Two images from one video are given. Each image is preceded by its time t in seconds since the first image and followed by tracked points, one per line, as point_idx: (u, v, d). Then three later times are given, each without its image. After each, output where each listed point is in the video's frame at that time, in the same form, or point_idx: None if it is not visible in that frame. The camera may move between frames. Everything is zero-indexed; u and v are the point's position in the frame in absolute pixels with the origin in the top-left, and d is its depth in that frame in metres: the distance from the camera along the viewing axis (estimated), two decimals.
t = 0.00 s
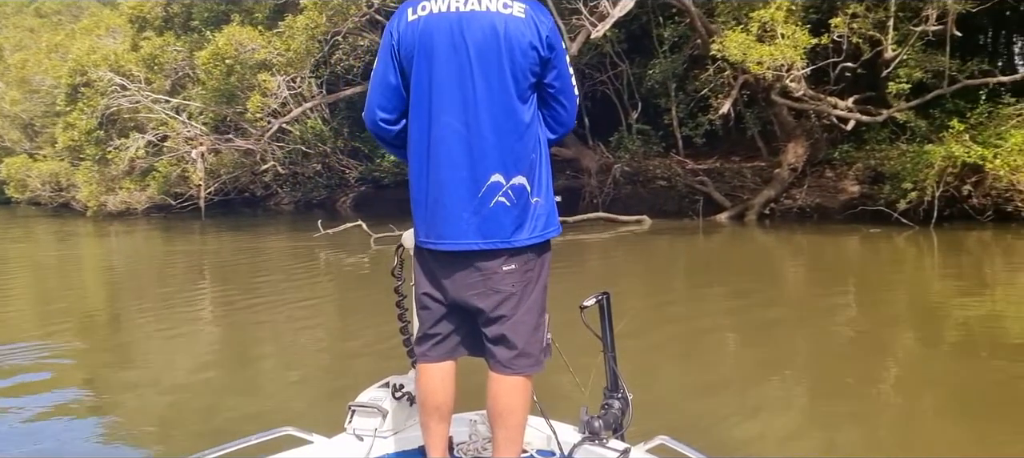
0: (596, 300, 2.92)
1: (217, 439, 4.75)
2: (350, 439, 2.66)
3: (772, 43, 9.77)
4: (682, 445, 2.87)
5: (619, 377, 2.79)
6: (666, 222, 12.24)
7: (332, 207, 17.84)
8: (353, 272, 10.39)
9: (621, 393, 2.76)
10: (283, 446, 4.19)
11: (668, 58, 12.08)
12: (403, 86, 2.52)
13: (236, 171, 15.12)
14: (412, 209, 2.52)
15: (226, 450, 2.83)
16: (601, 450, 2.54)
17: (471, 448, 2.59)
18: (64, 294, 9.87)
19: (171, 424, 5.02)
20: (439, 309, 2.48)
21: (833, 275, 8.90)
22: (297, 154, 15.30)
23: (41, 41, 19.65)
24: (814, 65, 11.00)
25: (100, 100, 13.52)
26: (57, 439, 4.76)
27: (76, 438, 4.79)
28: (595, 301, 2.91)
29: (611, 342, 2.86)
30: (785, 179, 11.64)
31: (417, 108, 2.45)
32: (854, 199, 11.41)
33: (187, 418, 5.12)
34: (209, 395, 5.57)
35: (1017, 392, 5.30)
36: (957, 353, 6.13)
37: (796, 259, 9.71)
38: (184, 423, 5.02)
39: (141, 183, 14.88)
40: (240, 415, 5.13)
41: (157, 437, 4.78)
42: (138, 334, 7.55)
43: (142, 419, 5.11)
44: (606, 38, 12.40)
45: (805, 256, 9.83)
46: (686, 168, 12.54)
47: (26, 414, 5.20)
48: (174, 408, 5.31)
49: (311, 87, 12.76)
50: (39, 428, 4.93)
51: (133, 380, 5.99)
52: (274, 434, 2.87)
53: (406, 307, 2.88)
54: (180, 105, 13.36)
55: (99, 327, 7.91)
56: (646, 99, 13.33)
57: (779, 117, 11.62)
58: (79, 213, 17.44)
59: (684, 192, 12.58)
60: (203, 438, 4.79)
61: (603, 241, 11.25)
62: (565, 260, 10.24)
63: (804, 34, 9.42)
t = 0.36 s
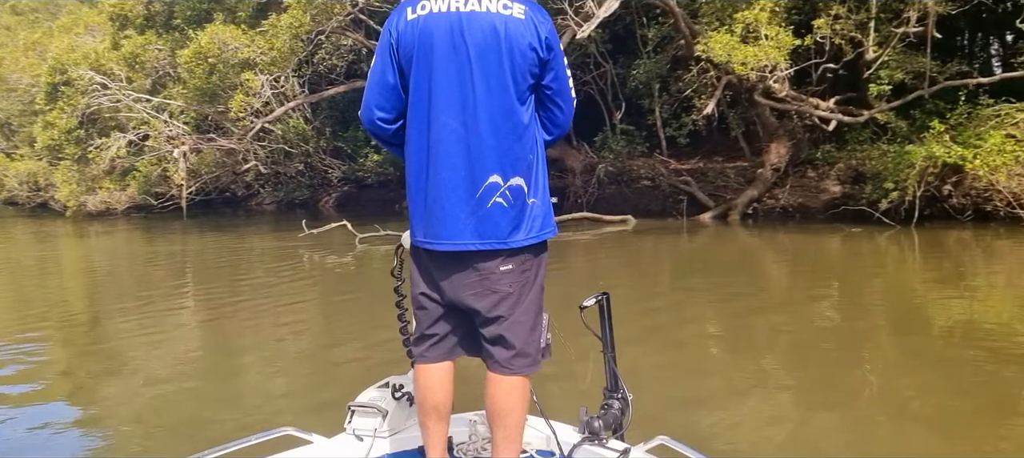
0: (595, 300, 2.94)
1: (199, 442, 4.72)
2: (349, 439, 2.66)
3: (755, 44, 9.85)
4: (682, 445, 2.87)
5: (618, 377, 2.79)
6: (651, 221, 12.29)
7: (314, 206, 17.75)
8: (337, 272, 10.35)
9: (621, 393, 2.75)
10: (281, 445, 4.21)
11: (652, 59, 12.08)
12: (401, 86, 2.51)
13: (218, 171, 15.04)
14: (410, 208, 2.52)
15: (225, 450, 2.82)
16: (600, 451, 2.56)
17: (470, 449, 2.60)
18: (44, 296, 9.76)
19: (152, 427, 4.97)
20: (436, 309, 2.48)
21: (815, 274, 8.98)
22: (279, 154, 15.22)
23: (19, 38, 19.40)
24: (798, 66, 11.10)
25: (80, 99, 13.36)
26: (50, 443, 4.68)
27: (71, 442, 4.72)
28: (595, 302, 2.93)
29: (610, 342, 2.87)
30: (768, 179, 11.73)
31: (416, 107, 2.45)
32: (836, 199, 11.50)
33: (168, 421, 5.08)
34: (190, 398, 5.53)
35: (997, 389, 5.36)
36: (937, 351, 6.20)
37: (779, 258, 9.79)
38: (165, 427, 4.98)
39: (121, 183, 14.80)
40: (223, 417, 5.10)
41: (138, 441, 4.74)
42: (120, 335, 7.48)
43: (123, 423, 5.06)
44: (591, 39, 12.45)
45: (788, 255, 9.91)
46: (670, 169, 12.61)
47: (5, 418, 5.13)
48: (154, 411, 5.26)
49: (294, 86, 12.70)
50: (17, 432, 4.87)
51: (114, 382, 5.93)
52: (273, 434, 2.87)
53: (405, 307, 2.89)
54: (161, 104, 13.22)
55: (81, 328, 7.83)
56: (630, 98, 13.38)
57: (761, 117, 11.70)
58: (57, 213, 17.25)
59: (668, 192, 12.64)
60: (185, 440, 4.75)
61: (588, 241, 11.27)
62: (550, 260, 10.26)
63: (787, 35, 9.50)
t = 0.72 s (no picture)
0: (596, 300, 2.97)
1: (182, 444, 4.68)
2: (349, 439, 2.68)
3: (739, 46, 9.93)
4: (682, 445, 2.90)
5: (618, 377, 2.82)
6: (634, 222, 12.34)
7: (295, 208, 17.65)
8: (320, 274, 10.31)
9: (621, 393, 2.76)
10: (283, 446, 4.23)
11: (634, 61, 12.13)
12: (397, 87, 2.49)
13: (198, 171, 14.89)
14: (406, 207, 2.50)
15: (225, 449, 2.84)
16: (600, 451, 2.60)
17: (468, 449, 2.62)
18: (21, 299, 9.62)
19: (133, 430, 4.93)
20: (433, 310, 2.47)
21: (796, 274, 9.07)
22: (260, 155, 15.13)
23: None
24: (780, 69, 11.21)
25: (59, 99, 13.19)
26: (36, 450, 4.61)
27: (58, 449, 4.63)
28: (595, 302, 2.96)
29: (610, 342, 2.91)
30: (750, 180, 11.82)
31: (415, 107, 2.44)
32: (817, 200, 11.62)
33: (150, 424, 5.04)
34: (172, 400, 5.48)
35: (974, 385, 5.45)
36: (917, 349, 6.29)
37: (760, 258, 9.88)
38: (147, 430, 4.94)
39: (100, 184, 14.61)
40: (206, 420, 5.07)
41: (119, 444, 4.70)
42: (101, 338, 7.39)
43: (103, 426, 5.01)
44: (575, 41, 12.53)
45: (769, 255, 10.00)
46: (653, 170, 12.70)
47: None
48: (135, 414, 5.21)
49: (276, 87, 12.63)
50: None
51: (94, 385, 5.87)
52: (274, 434, 2.88)
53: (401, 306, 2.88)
54: (141, 104, 13.08)
55: (61, 332, 7.72)
56: (613, 100, 13.44)
57: (743, 119, 11.79)
58: (33, 215, 17.01)
59: (651, 193, 12.71)
60: (167, 443, 4.72)
61: (571, 242, 11.30)
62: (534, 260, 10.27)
63: (770, 37, 9.58)
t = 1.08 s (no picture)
0: (596, 299, 2.99)
1: (163, 450, 4.65)
2: (350, 439, 2.72)
3: (722, 48, 10.00)
4: (682, 444, 2.93)
5: (618, 376, 2.86)
6: (616, 223, 12.39)
7: (275, 208, 17.53)
8: (300, 275, 10.25)
9: (621, 393, 2.81)
10: (283, 446, 4.29)
11: (616, 62, 12.21)
12: (389, 89, 2.49)
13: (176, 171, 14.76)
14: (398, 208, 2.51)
15: (227, 449, 2.88)
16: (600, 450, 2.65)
17: (468, 448, 2.64)
18: None
19: (110, 435, 4.89)
20: (425, 308, 2.47)
21: (776, 275, 9.15)
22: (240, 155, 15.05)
23: None
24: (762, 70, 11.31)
25: (36, 98, 13.03)
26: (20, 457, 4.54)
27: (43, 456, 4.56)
28: (595, 301, 2.98)
29: (611, 341, 2.94)
30: (731, 181, 11.90)
31: (406, 109, 2.44)
32: (797, 201, 11.74)
33: (127, 430, 5.00)
34: (149, 405, 5.43)
35: (950, 384, 5.53)
36: (894, 349, 6.36)
37: (741, 259, 9.96)
38: (123, 435, 4.89)
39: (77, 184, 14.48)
40: (186, 424, 5.03)
41: (93, 450, 4.65)
42: (80, 340, 7.30)
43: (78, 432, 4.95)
44: (558, 42, 12.58)
45: (750, 256, 10.08)
46: (635, 171, 12.79)
47: None
48: (111, 419, 5.16)
49: (258, 87, 12.54)
50: None
51: (70, 389, 5.81)
52: (275, 433, 2.92)
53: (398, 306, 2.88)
54: (119, 103, 12.95)
55: (40, 334, 7.62)
56: (595, 101, 13.47)
57: (724, 120, 11.94)
58: (8, 214, 16.76)
59: (633, 194, 12.78)
60: (144, 448, 4.67)
61: (554, 242, 11.33)
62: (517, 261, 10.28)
63: (753, 39, 9.66)
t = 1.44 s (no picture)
0: (596, 301, 3.01)
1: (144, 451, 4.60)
2: (351, 440, 2.75)
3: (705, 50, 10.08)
4: (682, 445, 2.94)
5: (618, 377, 2.88)
6: (599, 224, 12.42)
7: (255, 207, 17.40)
8: (281, 274, 10.19)
9: (621, 393, 2.83)
10: (283, 446, 4.35)
11: (600, 63, 12.27)
12: (381, 91, 2.48)
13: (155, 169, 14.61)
14: (390, 210, 2.51)
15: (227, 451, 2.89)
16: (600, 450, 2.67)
17: (469, 449, 2.65)
18: None
19: (89, 436, 4.83)
20: (421, 309, 2.47)
21: (758, 276, 9.22)
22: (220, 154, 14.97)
23: None
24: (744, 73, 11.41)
25: (14, 94, 12.82)
26: None
27: None
28: (596, 303, 3.00)
29: (611, 342, 2.96)
30: (713, 183, 11.97)
31: (397, 111, 2.43)
32: (778, 202, 11.83)
33: (106, 430, 4.95)
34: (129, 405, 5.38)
35: (927, 383, 5.61)
36: (873, 349, 6.43)
37: (723, 260, 10.04)
38: (102, 435, 4.84)
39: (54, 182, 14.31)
40: (168, 426, 4.98)
41: (72, 451, 4.60)
42: (59, 340, 7.21)
43: (57, 434, 4.90)
44: (542, 43, 12.66)
45: (732, 257, 10.16)
46: (617, 172, 12.85)
47: None
48: (91, 420, 5.11)
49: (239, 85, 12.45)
50: None
51: (49, 390, 5.75)
52: (275, 436, 2.93)
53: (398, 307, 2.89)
54: (98, 100, 12.81)
55: (17, 334, 7.52)
56: (577, 102, 13.50)
57: (706, 122, 12.05)
58: None
59: (616, 195, 12.83)
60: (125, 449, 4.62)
61: (536, 242, 11.34)
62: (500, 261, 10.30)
63: (736, 42, 9.74)
